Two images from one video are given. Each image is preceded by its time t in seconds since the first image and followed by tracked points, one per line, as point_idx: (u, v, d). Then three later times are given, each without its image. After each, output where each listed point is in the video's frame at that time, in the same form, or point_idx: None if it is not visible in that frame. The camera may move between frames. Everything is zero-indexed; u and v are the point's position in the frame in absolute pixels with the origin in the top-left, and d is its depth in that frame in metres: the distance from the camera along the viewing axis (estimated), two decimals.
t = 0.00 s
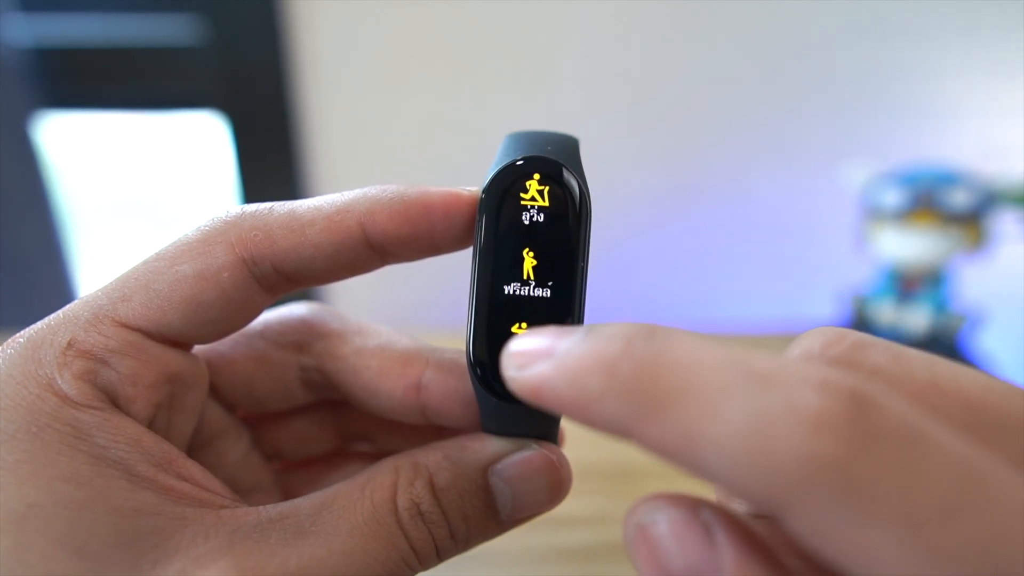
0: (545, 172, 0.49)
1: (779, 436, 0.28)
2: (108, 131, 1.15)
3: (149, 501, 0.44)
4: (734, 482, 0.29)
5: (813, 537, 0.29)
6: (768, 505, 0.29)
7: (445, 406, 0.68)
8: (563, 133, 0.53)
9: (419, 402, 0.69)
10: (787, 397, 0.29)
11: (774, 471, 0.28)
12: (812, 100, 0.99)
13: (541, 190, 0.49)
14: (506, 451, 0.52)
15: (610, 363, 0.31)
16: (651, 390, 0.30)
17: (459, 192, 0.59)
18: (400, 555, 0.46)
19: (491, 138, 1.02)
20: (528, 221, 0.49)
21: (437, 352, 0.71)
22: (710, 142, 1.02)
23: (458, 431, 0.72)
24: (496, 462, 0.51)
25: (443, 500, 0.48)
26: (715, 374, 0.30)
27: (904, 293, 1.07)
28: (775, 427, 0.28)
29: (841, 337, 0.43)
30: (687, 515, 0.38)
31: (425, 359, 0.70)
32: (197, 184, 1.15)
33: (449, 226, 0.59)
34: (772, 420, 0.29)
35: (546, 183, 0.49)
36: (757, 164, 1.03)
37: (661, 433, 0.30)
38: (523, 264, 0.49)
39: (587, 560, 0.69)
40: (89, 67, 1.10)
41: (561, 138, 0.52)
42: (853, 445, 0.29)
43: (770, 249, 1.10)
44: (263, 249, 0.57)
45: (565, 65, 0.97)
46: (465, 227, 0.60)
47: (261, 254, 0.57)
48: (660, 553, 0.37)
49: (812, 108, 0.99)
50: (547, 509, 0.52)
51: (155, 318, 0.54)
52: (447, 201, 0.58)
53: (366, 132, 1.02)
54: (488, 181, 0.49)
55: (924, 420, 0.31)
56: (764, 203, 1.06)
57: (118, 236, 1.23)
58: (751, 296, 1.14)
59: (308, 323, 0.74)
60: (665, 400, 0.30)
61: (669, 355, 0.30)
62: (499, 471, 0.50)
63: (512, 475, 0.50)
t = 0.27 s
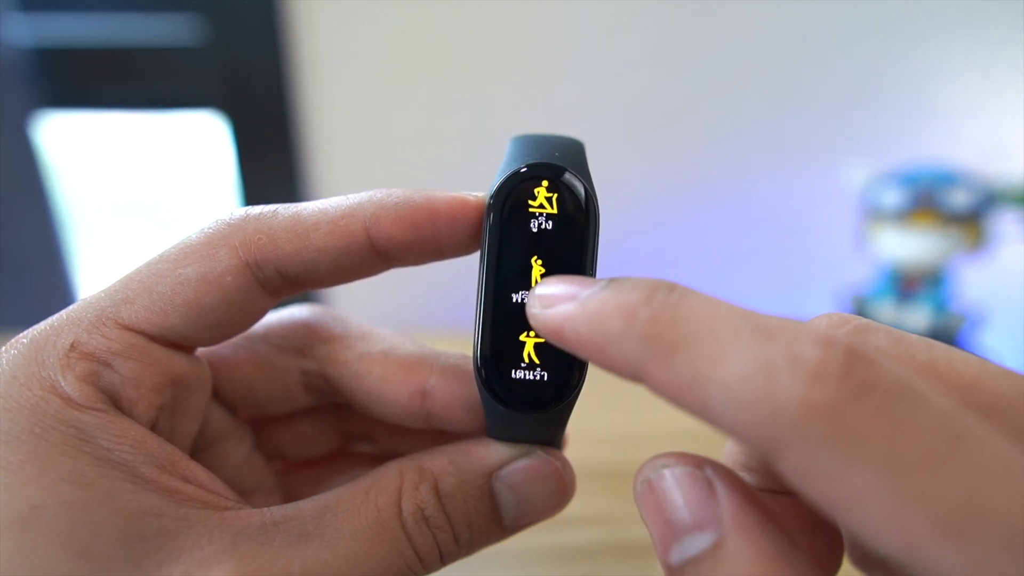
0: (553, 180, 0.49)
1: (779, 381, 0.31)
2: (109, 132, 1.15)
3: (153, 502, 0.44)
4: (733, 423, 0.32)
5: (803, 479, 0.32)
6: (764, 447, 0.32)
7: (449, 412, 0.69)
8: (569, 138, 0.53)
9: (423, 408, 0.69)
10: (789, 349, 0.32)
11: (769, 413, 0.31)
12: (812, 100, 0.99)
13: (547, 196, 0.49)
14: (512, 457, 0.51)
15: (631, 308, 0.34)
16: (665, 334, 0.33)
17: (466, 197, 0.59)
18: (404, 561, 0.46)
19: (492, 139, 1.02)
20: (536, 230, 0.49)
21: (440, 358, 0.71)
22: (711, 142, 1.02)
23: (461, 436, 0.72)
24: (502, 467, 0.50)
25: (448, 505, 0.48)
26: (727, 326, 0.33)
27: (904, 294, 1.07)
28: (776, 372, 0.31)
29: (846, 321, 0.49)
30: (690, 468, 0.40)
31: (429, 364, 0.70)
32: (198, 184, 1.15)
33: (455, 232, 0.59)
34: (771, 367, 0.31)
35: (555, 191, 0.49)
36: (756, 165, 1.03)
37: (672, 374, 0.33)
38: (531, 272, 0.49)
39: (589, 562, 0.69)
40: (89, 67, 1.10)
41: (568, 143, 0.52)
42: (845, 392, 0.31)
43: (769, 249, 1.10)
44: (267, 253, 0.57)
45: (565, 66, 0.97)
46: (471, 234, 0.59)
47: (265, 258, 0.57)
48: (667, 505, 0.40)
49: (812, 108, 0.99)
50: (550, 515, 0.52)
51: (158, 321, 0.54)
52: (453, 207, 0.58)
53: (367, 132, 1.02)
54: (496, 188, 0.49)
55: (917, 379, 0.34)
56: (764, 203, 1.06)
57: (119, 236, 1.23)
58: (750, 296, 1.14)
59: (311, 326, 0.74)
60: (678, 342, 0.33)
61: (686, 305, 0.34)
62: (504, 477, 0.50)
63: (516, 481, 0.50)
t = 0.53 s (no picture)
0: (553, 182, 0.49)
1: (784, 370, 0.31)
2: (109, 132, 1.15)
3: (152, 503, 0.44)
4: (737, 410, 0.32)
5: (804, 468, 0.33)
6: (766, 435, 0.32)
7: (449, 413, 0.69)
8: (569, 139, 0.52)
9: (423, 409, 0.69)
10: (795, 338, 0.32)
11: (773, 402, 0.31)
12: (812, 100, 0.99)
13: (547, 197, 0.49)
14: (513, 458, 0.51)
15: (636, 294, 0.34)
16: (670, 321, 0.33)
17: (466, 198, 0.59)
18: (404, 562, 0.46)
19: (492, 139, 1.02)
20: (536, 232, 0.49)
21: (440, 359, 0.71)
22: (711, 142, 1.02)
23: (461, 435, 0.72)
24: (502, 468, 0.51)
25: (448, 506, 0.48)
26: (733, 314, 0.33)
27: (904, 293, 1.08)
28: (781, 362, 0.31)
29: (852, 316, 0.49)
30: (693, 458, 0.40)
31: (429, 365, 0.70)
32: (197, 184, 1.15)
33: (455, 233, 0.59)
34: (776, 356, 0.31)
35: (555, 192, 0.49)
36: (756, 165, 1.03)
37: (676, 360, 0.33)
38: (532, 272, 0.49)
39: (589, 561, 0.69)
40: (89, 67, 1.10)
41: (568, 144, 0.52)
42: (849, 382, 0.32)
43: (770, 249, 1.10)
44: (267, 254, 0.57)
45: (565, 66, 0.97)
46: (472, 235, 0.59)
47: (264, 259, 0.57)
48: (668, 495, 0.40)
49: (813, 108, 0.99)
50: (550, 517, 0.52)
51: (157, 322, 0.54)
52: (452, 208, 0.58)
53: (367, 132, 1.02)
54: (496, 190, 0.49)
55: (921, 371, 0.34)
56: (764, 203, 1.06)
57: (118, 236, 1.23)
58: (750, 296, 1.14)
59: (311, 327, 0.74)
60: (683, 329, 0.33)
61: (693, 292, 0.33)
62: (504, 478, 0.50)
63: (517, 481, 0.50)
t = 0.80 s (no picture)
0: (552, 181, 0.49)
1: (793, 362, 0.31)
2: (109, 132, 1.15)
3: (152, 502, 0.44)
4: (745, 401, 0.32)
5: (810, 460, 0.33)
6: (775, 428, 0.32)
7: (449, 412, 0.69)
8: (568, 139, 0.53)
9: (423, 409, 0.69)
10: (804, 328, 0.32)
11: (783, 395, 0.31)
12: (813, 100, 0.99)
13: (546, 196, 0.49)
14: (513, 457, 0.51)
15: (646, 284, 0.34)
16: (679, 311, 0.33)
17: (465, 198, 0.59)
18: (403, 561, 0.46)
19: (492, 139, 1.02)
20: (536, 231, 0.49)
21: (440, 359, 0.71)
22: (711, 142, 1.02)
23: (461, 435, 0.72)
24: (502, 468, 0.51)
25: (449, 506, 0.48)
26: (744, 304, 0.33)
27: (904, 293, 1.08)
28: (791, 353, 0.31)
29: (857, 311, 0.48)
30: (698, 450, 0.40)
31: (429, 366, 0.70)
32: (197, 184, 1.15)
33: (454, 233, 0.59)
34: (785, 347, 0.31)
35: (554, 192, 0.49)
36: (756, 165, 1.03)
37: (684, 350, 0.33)
38: (532, 271, 0.49)
39: (589, 561, 0.69)
40: (89, 67, 1.10)
41: (567, 144, 0.52)
42: (860, 375, 0.32)
43: (770, 249, 1.10)
44: (266, 254, 0.57)
45: (566, 66, 0.97)
46: (471, 235, 0.59)
47: (264, 258, 0.57)
48: (674, 487, 0.39)
49: (813, 108, 0.99)
50: (550, 517, 0.52)
51: (157, 322, 0.54)
52: (451, 208, 0.58)
53: (367, 132, 1.02)
54: (495, 190, 0.49)
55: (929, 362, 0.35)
56: (764, 203, 1.06)
57: (118, 236, 1.23)
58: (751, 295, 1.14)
59: (311, 327, 0.74)
60: (692, 321, 0.33)
61: (702, 281, 0.33)
62: (504, 478, 0.50)
63: (517, 481, 0.50)
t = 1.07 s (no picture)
0: (544, 177, 0.49)
1: (733, 467, 0.28)
2: (108, 131, 1.15)
3: (146, 499, 0.44)
4: (687, 509, 0.28)
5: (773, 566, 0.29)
6: (727, 533, 0.29)
7: (443, 409, 0.69)
8: (560, 134, 0.53)
9: (418, 406, 0.69)
10: (741, 431, 0.28)
11: (729, 500, 0.28)
12: (812, 100, 0.99)
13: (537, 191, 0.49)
14: (506, 452, 0.52)
15: (576, 393, 0.31)
16: (612, 421, 0.30)
17: (456, 195, 0.59)
18: (398, 555, 0.46)
19: (490, 139, 1.02)
20: (528, 226, 0.49)
21: (434, 356, 0.71)
22: (710, 142, 1.02)
23: (455, 431, 0.72)
24: (497, 462, 0.51)
25: (443, 500, 0.49)
26: (672, 411, 0.29)
27: (905, 293, 1.07)
28: (728, 463, 0.28)
29: (819, 348, 0.42)
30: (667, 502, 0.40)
31: (422, 362, 0.70)
32: (196, 183, 1.15)
33: (445, 230, 0.59)
34: (728, 451, 0.28)
35: (546, 187, 0.49)
36: (756, 165, 1.03)
37: (630, 460, 0.29)
38: (525, 267, 0.49)
39: (583, 559, 0.69)
40: (88, 67, 1.10)
41: (558, 139, 0.52)
42: (800, 472, 0.28)
43: (770, 249, 1.10)
44: (256, 253, 0.57)
45: (564, 65, 0.97)
46: (461, 232, 0.59)
47: (254, 257, 0.57)
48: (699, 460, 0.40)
49: (813, 107, 0.99)
50: (544, 509, 0.53)
51: (147, 321, 0.54)
52: (442, 204, 0.58)
53: (365, 131, 1.02)
54: (486, 186, 0.49)
55: (869, 437, 0.30)
56: (765, 203, 1.06)
57: (117, 235, 1.23)
58: (752, 295, 1.14)
59: (303, 326, 0.74)
60: (631, 429, 0.29)
61: (630, 386, 0.30)
62: (499, 471, 0.51)
63: (512, 475, 0.51)
